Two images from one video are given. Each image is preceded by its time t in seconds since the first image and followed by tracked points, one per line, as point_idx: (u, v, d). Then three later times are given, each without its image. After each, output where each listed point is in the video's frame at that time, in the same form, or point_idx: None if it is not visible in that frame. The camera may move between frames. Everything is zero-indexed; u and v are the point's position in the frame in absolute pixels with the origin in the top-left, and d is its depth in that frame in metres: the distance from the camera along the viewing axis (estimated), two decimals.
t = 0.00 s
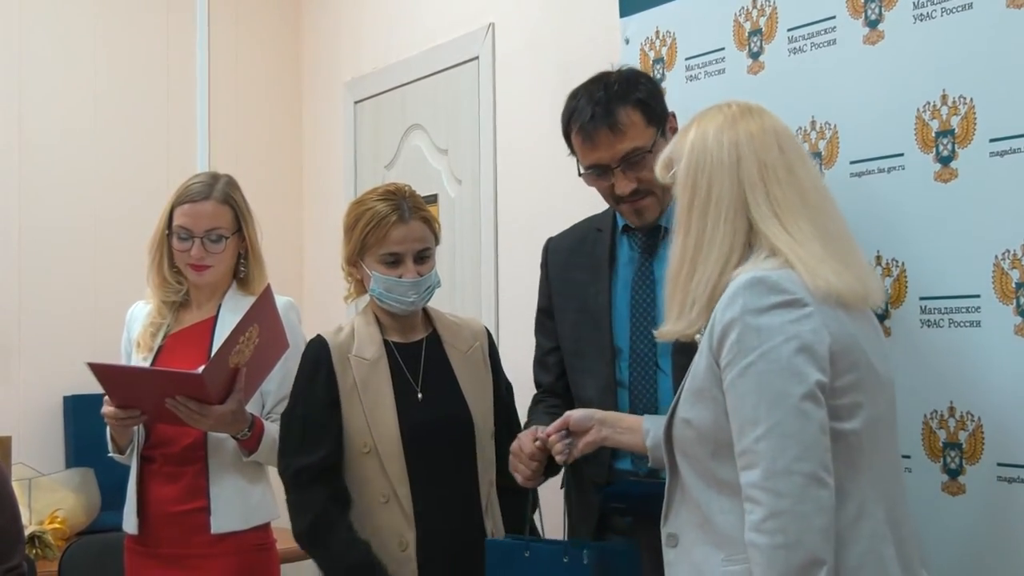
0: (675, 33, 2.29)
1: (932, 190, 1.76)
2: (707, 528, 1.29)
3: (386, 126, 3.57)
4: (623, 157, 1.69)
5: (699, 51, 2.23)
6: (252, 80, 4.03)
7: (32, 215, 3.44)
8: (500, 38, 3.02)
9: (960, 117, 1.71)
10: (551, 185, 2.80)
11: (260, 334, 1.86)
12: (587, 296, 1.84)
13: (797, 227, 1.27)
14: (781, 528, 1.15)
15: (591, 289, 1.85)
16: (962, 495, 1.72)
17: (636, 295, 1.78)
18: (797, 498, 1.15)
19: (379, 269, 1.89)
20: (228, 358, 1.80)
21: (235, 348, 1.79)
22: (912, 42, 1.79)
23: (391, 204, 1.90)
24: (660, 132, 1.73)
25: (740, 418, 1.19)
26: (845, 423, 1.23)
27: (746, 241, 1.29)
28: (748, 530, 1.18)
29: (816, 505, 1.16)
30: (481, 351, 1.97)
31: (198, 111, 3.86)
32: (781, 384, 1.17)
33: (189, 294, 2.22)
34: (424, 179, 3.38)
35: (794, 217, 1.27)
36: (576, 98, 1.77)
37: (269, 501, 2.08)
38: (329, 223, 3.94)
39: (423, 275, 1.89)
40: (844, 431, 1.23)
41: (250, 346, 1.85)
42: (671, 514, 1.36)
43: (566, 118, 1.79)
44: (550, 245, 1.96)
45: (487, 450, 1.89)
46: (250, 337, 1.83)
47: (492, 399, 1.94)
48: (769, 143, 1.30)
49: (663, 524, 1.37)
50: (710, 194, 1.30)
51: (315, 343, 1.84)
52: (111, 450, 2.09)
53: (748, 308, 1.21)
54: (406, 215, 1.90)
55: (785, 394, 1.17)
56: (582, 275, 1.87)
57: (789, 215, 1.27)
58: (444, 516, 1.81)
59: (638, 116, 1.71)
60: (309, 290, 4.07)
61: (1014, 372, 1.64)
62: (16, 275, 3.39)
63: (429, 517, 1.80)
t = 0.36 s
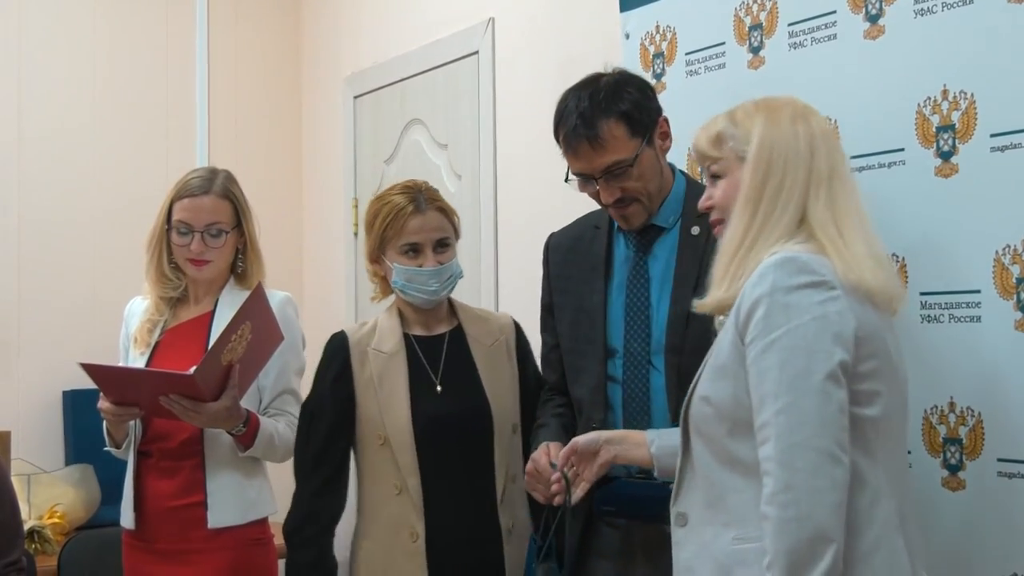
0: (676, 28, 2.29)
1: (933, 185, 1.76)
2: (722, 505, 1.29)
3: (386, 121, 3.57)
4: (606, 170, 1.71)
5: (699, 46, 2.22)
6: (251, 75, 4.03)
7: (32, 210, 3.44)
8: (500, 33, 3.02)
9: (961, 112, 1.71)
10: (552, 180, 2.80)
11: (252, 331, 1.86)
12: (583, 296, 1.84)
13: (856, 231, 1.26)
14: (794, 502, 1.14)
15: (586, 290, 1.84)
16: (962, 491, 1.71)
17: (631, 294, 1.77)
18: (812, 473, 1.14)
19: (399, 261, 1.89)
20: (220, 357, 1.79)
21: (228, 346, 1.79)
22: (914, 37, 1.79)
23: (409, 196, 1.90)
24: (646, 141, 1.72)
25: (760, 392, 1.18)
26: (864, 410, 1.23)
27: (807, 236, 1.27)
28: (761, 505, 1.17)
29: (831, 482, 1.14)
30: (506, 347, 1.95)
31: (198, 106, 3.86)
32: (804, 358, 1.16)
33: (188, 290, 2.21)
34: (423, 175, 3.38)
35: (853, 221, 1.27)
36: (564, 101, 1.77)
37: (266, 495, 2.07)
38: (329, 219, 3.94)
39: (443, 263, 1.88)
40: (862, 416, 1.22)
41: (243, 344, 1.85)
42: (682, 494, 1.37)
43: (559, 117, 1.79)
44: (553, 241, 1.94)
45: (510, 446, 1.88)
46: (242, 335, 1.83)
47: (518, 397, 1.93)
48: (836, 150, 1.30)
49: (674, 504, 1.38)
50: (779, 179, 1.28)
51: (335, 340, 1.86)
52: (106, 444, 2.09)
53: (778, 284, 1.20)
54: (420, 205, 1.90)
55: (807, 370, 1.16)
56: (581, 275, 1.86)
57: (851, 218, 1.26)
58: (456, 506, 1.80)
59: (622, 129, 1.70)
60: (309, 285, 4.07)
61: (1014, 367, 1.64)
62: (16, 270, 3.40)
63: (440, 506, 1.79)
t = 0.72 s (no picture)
0: (676, 24, 2.28)
1: (934, 181, 1.76)
2: (764, 493, 1.36)
3: (385, 117, 3.56)
4: (607, 159, 1.71)
5: (699, 42, 2.22)
6: (250, 71, 4.02)
7: (31, 206, 3.44)
8: (500, 29, 3.01)
9: (961, 109, 1.71)
10: (551, 176, 2.79)
11: (249, 331, 1.85)
12: (583, 291, 1.84)
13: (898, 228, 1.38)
14: (844, 489, 1.20)
15: (586, 286, 1.84)
16: (961, 487, 1.71)
17: (628, 288, 1.77)
18: (863, 461, 1.20)
19: (445, 259, 2.09)
20: (216, 358, 1.79)
21: (224, 347, 1.79)
22: (914, 34, 1.79)
23: (457, 196, 2.10)
24: (650, 134, 1.72)
25: (816, 381, 1.26)
26: (912, 402, 1.29)
27: (861, 233, 1.37)
28: (810, 492, 1.24)
29: (879, 470, 1.21)
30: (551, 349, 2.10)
31: (196, 102, 3.85)
32: (858, 349, 1.23)
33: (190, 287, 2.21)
34: (423, 171, 3.37)
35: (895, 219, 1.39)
36: (573, 87, 1.76)
37: (266, 490, 2.07)
38: (328, 215, 3.93)
39: (483, 262, 2.07)
40: (908, 410, 1.29)
41: (239, 344, 1.85)
42: (720, 482, 1.44)
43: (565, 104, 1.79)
44: (563, 237, 1.95)
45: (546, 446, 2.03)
46: (239, 335, 1.83)
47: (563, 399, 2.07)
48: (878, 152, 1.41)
49: (710, 492, 1.45)
50: (838, 175, 1.37)
51: (395, 338, 2.14)
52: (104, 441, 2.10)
53: (834, 277, 1.27)
54: (463, 206, 2.09)
55: (862, 360, 1.23)
56: (583, 271, 1.87)
57: (896, 217, 1.39)
58: (479, 503, 2.00)
59: (626, 119, 1.70)
60: (308, 281, 4.06)
61: (1013, 364, 1.64)
62: (15, 266, 3.39)
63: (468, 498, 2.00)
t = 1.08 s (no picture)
0: (674, 22, 2.28)
1: (932, 179, 1.76)
2: (789, 488, 1.44)
3: (383, 116, 3.56)
4: (613, 113, 1.76)
5: (697, 41, 2.22)
6: (248, 71, 4.02)
7: (29, 205, 3.44)
8: (498, 28, 3.01)
9: (959, 107, 1.71)
10: (550, 174, 2.79)
11: (245, 330, 1.85)
12: (584, 280, 1.89)
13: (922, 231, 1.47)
14: (882, 496, 1.27)
15: (586, 275, 1.90)
16: (960, 486, 1.71)
17: (620, 277, 1.82)
18: (900, 470, 1.27)
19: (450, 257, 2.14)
20: (212, 359, 1.79)
21: (220, 347, 1.80)
22: (911, 32, 1.79)
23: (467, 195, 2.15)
24: (664, 107, 1.77)
25: (853, 388, 1.31)
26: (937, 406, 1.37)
27: (890, 238, 1.44)
28: (845, 496, 1.30)
29: (915, 479, 1.27)
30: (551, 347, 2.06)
31: (193, 101, 3.85)
32: (899, 361, 1.29)
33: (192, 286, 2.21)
34: (420, 169, 3.37)
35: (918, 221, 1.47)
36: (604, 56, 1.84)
37: (262, 489, 2.07)
38: (326, 213, 3.93)
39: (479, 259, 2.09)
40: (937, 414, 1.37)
41: (235, 344, 1.85)
42: (739, 476, 1.53)
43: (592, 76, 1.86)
44: (569, 230, 2.01)
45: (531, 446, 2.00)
46: (235, 335, 1.83)
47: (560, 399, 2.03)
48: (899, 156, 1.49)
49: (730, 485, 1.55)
50: (871, 179, 1.44)
51: (420, 343, 2.21)
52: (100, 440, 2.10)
53: (874, 287, 1.33)
54: (469, 204, 2.13)
55: (902, 371, 1.29)
56: (583, 261, 1.92)
57: (920, 220, 1.46)
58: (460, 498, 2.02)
59: (645, 84, 1.76)
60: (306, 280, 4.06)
61: (1013, 362, 1.63)
62: (12, 266, 3.39)
63: (455, 495, 2.03)
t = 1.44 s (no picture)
0: (673, 20, 2.28)
1: (931, 177, 1.76)
2: (788, 481, 1.46)
3: (381, 115, 3.56)
4: (645, 76, 1.94)
5: (695, 39, 2.22)
6: (245, 69, 4.02)
7: (27, 203, 3.44)
8: (496, 26, 3.01)
9: (957, 104, 1.71)
10: (548, 172, 2.79)
11: (240, 326, 1.85)
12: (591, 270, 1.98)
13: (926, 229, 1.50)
14: (884, 490, 1.29)
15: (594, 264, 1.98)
16: (959, 485, 1.70)
17: (617, 265, 1.91)
18: (902, 463, 1.30)
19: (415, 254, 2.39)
20: (207, 355, 1.79)
21: (215, 344, 1.79)
22: (910, 30, 1.79)
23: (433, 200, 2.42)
24: (693, 86, 1.94)
25: (858, 381, 1.34)
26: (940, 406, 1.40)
27: (898, 234, 1.47)
28: (847, 489, 1.32)
29: (917, 473, 1.30)
30: (499, 352, 2.25)
31: (190, 99, 3.85)
32: (905, 355, 1.33)
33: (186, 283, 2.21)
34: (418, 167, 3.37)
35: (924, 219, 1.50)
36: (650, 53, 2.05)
37: (258, 487, 2.07)
38: (322, 214, 3.94)
39: (433, 255, 2.33)
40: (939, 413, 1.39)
41: (231, 340, 1.85)
42: (743, 470, 1.52)
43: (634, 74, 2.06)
44: (582, 227, 2.11)
45: (477, 445, 2.20)
46: (230, 331, 1.83)
47: (506, 401, 2.21)
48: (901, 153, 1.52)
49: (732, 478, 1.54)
50: (879, 176, 1.47)
51: (392, 346, 2.45)
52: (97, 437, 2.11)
53: (883, 280, 1.36)
54: (432, 207, 2.40)
55: (908, 366, 1.32)
56: (589, 254, 2.01)
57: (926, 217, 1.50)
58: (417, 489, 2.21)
59: (682, 61, 1.95)
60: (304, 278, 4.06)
61: (1014, 359, 1.63)
62: (10, 265, 3.40)
63: (410, 490, 2.22)
